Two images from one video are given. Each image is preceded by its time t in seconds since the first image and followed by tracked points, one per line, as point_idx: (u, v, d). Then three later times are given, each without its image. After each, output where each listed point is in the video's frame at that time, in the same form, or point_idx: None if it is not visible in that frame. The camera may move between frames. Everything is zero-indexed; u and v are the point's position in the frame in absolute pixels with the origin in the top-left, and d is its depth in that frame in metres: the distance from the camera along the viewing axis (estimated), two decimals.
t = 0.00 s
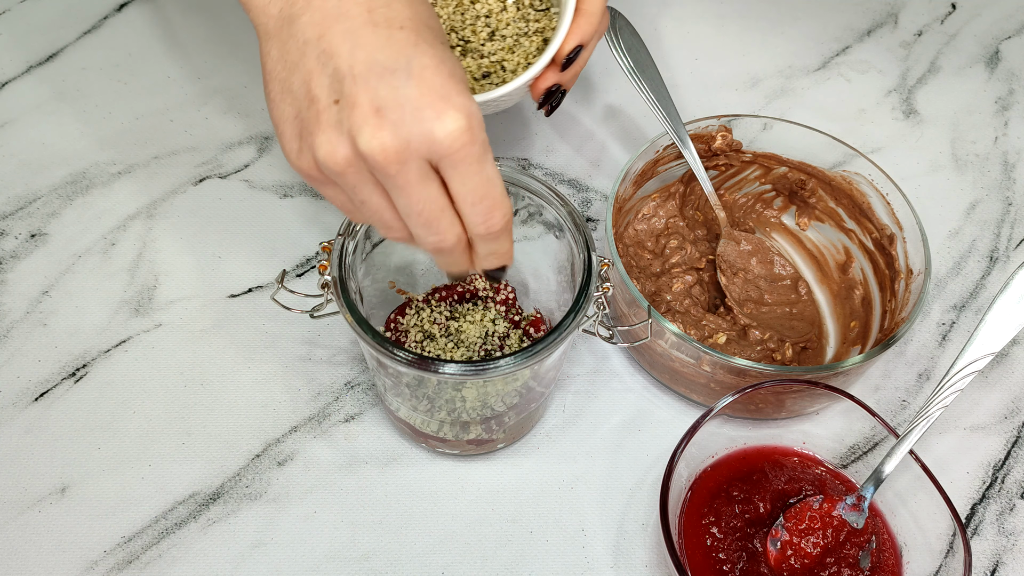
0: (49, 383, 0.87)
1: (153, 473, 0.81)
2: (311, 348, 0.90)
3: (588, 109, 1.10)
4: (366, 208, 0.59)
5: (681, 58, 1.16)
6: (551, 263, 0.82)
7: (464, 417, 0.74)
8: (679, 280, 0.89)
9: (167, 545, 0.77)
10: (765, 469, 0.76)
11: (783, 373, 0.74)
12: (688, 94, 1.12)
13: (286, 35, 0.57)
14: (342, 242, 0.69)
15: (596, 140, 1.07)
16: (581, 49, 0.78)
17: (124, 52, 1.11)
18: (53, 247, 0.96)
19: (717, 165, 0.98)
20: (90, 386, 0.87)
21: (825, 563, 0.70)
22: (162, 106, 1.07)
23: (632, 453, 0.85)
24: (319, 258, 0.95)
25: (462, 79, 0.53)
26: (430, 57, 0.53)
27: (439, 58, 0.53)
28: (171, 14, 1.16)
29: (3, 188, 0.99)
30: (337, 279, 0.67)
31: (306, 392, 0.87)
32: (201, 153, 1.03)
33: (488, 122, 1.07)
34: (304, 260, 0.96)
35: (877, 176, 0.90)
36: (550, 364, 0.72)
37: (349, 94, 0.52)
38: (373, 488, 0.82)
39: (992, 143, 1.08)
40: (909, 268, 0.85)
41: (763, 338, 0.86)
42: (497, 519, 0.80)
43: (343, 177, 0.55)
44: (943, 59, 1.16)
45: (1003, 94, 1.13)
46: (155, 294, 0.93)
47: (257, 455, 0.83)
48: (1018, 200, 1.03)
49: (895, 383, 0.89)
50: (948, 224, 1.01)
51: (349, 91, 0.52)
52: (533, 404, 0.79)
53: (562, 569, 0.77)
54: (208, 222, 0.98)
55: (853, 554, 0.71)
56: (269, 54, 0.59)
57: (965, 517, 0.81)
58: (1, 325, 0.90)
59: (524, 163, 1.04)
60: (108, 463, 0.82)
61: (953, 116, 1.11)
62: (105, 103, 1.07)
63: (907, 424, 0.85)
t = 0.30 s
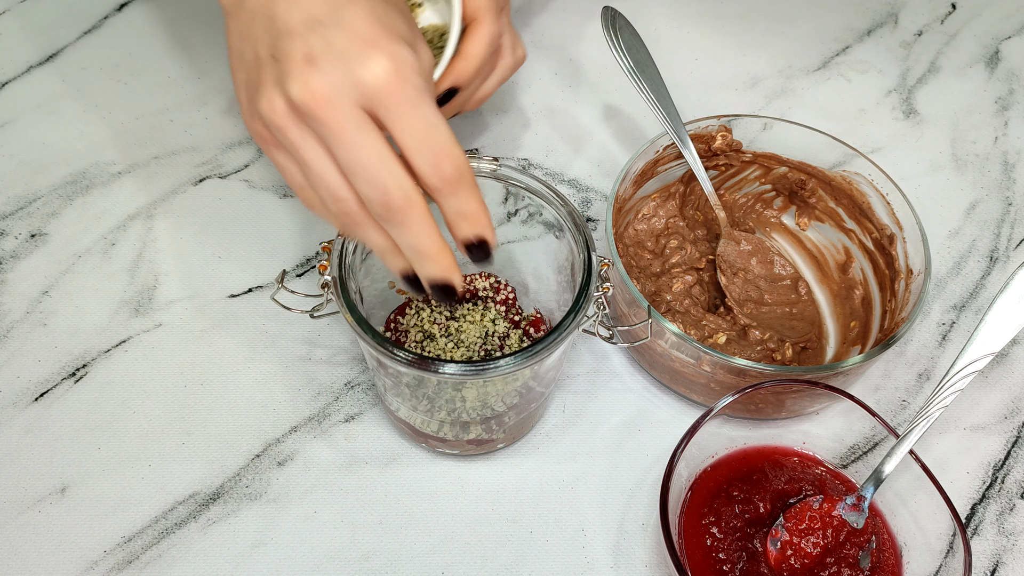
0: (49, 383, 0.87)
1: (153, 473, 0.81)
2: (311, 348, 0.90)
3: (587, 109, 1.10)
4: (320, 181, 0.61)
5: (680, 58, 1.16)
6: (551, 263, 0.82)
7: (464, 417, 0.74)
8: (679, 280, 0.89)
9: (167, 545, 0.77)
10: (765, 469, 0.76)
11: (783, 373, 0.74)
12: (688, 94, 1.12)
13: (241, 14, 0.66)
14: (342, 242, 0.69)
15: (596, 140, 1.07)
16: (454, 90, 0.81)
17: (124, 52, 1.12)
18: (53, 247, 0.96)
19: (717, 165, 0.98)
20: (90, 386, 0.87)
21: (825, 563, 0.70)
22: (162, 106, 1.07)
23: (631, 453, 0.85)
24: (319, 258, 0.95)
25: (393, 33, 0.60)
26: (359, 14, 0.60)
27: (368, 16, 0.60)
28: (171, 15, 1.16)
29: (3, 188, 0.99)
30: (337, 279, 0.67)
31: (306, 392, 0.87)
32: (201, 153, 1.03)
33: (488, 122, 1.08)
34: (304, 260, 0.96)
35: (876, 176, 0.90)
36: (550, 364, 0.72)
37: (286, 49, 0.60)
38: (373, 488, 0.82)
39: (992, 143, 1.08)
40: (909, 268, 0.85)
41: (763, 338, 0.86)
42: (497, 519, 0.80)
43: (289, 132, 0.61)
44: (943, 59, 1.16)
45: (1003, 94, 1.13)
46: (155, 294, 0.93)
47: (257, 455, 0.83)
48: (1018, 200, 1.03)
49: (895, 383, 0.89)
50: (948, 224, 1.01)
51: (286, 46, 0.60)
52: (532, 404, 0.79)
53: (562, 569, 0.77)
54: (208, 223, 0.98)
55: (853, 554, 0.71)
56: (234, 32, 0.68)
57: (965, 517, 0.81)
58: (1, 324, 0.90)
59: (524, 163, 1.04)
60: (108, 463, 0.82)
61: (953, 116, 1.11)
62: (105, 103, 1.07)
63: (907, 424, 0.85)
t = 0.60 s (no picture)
0: (49, 383, 0.87)
1: (153, 473, 0.81)
2: (312, 349, 0.90)
3: (587, 110, 1.10)
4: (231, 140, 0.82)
5: (680, 58, 1.16)
6: (551, 263, 0.82)
7: (464, 417, 0.74)
8: (679, 280, 0.89)
9: (167, 545, 0.77)
10: (765, 469, 0.76)
11: (783, 372, 0.74)
12: (688, 94, 1.12)
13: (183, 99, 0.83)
14: (342, 242, 0.69)
15: (596, 140, 1.07)
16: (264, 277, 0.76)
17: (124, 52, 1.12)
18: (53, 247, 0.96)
19: (717, 165, 0.98)
20: (91, 386, 0.87)
21: (825, 563, 0.70)
22: (162, 106, 1.07)
23: (631, 453, 0.85)
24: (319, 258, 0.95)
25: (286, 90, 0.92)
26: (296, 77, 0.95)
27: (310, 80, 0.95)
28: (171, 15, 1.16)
29: (3, 188, 0.99)
30: (337, 279, 0.67)
31: (306, 392, 0.87)
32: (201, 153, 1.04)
33: (488, 123, 1.08)
34: (304, 259, 0.96)
35: (877, 176, 0.90)
36: (550, 363, 0.72)
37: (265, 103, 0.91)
38: (373, 488, 0.82)
39: (992, 143, 1.08)
40: (909, 267, 0.85)
41: (763, 338, 0.86)
42: (496, 519, 0.80)
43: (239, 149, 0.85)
44: (943, 59, 1.16)
45: (1003, 94, 1.13)
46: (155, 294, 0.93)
47: (257, 455, 0.83)
48: (1018, 199, 1.03)
49: (895, 383, 0.89)
50: (948, 224, 1.01)
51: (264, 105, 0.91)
52: (532, 404, 0.79)
53: (562, 569, 0.77)
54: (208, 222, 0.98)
55: (853, 554, 0.71)
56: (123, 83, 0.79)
57: (965, 517, 0.81)
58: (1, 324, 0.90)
59: (524, 163, 1.04)
60: (108, 463, 0.82)
61: (953, 116, 1.11)
62: (105, 103, 1.07)
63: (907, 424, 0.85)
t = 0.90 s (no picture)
0: (49, 383, 0.87)
1: (153, 473, 0.81)
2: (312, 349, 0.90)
3: (587, 110, 1.10)
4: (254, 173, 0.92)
5: (680, 58, 1.16)
6: (551, 263, 0.82)
7: (464, 417, 0.74)
8: (679, 280, 0.89)
9: (167, 545, 0.77)
10: (765, 469, 0.76)
11: (783, 372, 0.74)
12: (688, 94, 1.12)
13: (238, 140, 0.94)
14: (342, 242, 0.69)
15: (595, 140, 1.07)
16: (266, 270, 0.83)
17: (123, 52, 1.12)
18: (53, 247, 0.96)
19: (717, 165, 0.98)
20: (91, 386, 0.87)
21: (825, 563, 0.70)
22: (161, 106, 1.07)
23: (631, 453, 0.85)
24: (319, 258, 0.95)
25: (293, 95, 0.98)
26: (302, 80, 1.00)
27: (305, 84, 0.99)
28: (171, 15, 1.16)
29: (3, 188, 0.99)
30: (337, 279, 0.67)
31: (306, 392, 0.87)
32: (201, 153, 1.03)
33: (488, 123, 1.08)
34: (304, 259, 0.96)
35: (877, 176, 0.90)
36: (551, 364, 0.72)
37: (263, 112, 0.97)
38: (374, 488, 0.82)
39: (992, 143, 1.08)
40: (909, 267, 0.85)
41: (763, 338, 0.86)
42: (496, 519, 0.80)
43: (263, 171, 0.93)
44: (943, 59, 1.16)
45: (1003, 94, 1.13)
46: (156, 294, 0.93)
47: (257, 455, 0.83)
48: (1018, 199, 1.03)
49: (895, 383, 0.89)
50: (948, 224, 1.01)
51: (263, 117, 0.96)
52: (532, 405, 0.79)
53: (562, 569, 0.77)
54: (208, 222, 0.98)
55: (853, 554, 0.71)
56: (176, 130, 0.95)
57: (965, 517, 0.81)
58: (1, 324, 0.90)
59: (524, 163, 1.04)
60: (108, 463, 0.82)
61: (953, 116, 1.11)
62: (105, 103, 1.07)
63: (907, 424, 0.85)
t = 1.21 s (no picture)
0: (49, 383, 0.87)
1: (152, 473, 0.81)
2: (312, 349, 0.90)
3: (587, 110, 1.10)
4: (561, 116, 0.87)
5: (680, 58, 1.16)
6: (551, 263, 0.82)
7: (464, 417, 0.74)
8: (679, 280, 0.89)
9: (167, 545, 0.77)
10: (765, 469, 0.76)
11: (783, 373, 0.74)
12: (688, 94, 1.12)
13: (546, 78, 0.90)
14: (342, 242, 0.69)
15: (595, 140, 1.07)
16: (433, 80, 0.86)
17: (124, 52, 1.12)
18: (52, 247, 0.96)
19: (717, 165, 0.98)
20: (91, 386, 0.87)
21: (824, 564, 0.70)
22: (162, 106, 1.07)
23: (631, 453, 0.85)
24: (319, 258, 0.95)
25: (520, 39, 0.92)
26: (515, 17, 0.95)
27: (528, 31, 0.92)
28: (171, 16, 1.16)
29: (3, 188, 0.99)
30: (337, 279, 0.67)
31: (306, 392, 0.87)
32: (200, 153, 1.03)
33: (488, 122, 1.08)
34: (304, 260, 0.96)
35: (877, 176, 0.90)
36: (551, 363, 0.72)
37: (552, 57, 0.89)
38: (373, 488, 0.82)
39: (992, 143, 1.08)
40: (909, 267, 0.85)
41: (763, 338, 0.86)
42: (496, 519, 0.80)
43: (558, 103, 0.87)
44: (943, 59, 1.16)
45: (1003, 94, 1.13)
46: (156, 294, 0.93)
47: (257, 455, 0.83)
48: (1018, 199, 1.03)
49: (895, 383, 0.89)
50: (948, 224, 1.01)
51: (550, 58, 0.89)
52: (532, 405, 0.79)
53: (562, 569, 0.77)
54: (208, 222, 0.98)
55: (852, 554, 0.71)
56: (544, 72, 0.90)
57: (965, 517, 0.81)
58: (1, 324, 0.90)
59: (524, 163, 1.04)
60: (108, 463, 0.82)
61: (953, 116, 1.11)
62: (105, 103, 1.07)
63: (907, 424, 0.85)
